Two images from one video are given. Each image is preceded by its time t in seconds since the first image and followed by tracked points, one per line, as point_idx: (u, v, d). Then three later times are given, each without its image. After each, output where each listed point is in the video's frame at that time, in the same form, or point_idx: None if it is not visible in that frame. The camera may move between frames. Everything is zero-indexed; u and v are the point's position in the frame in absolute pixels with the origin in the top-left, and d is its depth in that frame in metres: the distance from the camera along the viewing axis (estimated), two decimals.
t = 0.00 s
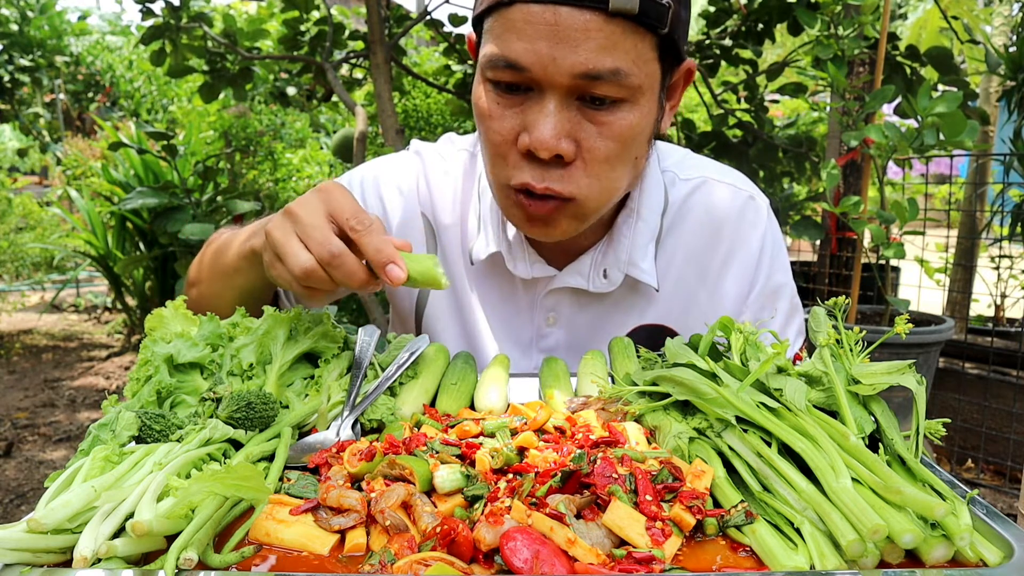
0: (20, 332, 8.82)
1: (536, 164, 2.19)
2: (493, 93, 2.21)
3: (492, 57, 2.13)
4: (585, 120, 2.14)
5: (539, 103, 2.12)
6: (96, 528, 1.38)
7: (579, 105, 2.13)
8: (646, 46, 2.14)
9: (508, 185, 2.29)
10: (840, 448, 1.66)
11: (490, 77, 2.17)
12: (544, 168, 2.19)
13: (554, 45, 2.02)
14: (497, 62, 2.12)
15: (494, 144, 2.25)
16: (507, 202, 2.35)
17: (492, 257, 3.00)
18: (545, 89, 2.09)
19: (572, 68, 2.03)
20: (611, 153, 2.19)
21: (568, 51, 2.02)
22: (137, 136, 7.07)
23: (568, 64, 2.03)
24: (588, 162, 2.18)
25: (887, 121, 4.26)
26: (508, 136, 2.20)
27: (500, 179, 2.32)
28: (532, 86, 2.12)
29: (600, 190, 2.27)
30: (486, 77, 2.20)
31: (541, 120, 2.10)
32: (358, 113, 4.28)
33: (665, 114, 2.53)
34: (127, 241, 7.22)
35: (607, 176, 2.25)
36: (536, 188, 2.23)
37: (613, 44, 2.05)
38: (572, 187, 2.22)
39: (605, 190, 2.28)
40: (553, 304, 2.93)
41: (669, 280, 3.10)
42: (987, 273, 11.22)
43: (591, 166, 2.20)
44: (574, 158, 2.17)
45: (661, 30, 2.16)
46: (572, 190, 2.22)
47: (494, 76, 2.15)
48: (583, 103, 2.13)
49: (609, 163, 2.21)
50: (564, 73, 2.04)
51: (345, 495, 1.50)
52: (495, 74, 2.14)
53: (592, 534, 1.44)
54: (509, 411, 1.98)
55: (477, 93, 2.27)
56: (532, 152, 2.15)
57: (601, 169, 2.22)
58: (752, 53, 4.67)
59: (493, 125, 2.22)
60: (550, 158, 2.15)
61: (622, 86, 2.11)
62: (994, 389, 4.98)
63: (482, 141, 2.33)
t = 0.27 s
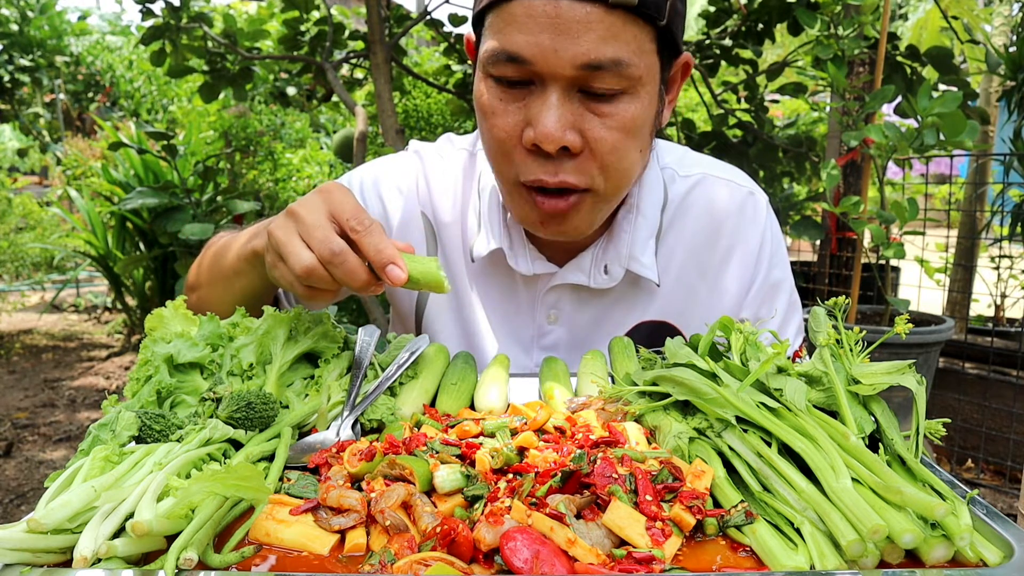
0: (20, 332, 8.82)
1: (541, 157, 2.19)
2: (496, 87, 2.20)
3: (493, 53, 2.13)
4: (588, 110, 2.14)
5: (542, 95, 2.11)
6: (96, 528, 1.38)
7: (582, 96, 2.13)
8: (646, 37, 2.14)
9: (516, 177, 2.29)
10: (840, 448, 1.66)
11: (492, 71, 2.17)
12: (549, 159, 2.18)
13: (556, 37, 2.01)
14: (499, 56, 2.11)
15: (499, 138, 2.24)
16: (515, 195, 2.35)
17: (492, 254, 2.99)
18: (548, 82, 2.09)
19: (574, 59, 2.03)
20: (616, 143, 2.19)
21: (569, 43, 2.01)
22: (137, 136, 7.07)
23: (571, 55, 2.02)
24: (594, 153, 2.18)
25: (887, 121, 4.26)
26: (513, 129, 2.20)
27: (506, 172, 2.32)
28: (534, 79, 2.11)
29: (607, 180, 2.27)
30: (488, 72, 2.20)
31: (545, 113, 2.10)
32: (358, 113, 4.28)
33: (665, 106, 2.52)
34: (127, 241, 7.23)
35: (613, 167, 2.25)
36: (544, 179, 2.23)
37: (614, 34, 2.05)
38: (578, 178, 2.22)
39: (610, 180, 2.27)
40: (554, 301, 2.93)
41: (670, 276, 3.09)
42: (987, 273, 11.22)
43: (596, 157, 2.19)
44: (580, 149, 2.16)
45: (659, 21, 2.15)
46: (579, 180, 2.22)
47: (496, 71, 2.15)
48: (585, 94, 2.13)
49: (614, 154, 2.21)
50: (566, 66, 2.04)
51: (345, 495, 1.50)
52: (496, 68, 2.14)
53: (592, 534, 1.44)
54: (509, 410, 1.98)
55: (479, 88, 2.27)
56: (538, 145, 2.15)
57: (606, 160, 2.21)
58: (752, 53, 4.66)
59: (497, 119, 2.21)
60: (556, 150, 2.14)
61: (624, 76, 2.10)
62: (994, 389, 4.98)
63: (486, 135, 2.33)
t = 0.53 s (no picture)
0: (20, 332, 8.82)
1: (544, 150, 2.18)
2: (498, 80, 2.20)
3: (495, 45, 2.13)
4: (591, 101, 2.14)
5: (545, 86, 2.11)
6: (96, 528, 1.38)
7: (585, 88, 2.13)
8: (647, 26, 2.16)
9: (516, 173, 2.27)
10: (840, 447, 1.65)
11: (494, 65, 2.17)
12: (552, 152, 2.17)
13: (559, 26, 2.03)
14: (501, 48, 2.11)
15: (500, 133, 2.23)
16: (515, 192, 2.33)
17: (490, 257, 2.98)
18: (551, 72, 2.09)
19: (578, 47, 2.03)
20: (618, 135, 2.19)
21: (573, 31, 2.02)
22: (137, 136, 7.07)
23: (574, 43, 2.03)
24: (597, 145, 2.18)
25: (887, 121, 4.26)
26: (515, 123, 2.19)
27: (506, 169, 2.30)
28: (537, 70, 2.11)
29: (609, 174, 2.26)
30: (489, 66, 2.19)
31: (549, 104, 2.10)
32: (358, 114, 4.28)
33: (665, 103, 2.53)
34: (127, 241, 7.23)
35: (616, 160, 2.24)
36: (545, 172, 2.21)
37: (617, 21, 2.07)
38: (581, 171, 2.21)
39: (613, 174, 2.26)
40: (553, 305, 2.93)
41: (669, 279, 3.08)
42: (987, 273, 11.23)
43: (599, 149, 2.18)
44: (583, 141, 2.15)
45: (660, 12, 2.17)
46: (581, 174, 2.21)
47: (498, 63, 2.15)
48: (588, 85, 2.13)
49: (616, 146, 2.21)
50: (570, 54, 2.04)
51: (345, 495, 1.50)
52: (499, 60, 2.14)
53: (592, 534, 1.44)
54: (509, 411, 1.98)
55: (479, 84, 2.26)
56: (540, 138, 2.14)
57: (609, 152, 2.21)
58: (752, 53, 4.66)
59: (499, 113, 2.20)
60: (559, 142, 2.14)
61: (627, 63, 2.12)
62: (994, 389, 4.98)
63: (486, 132, 2.31)
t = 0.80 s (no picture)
0: (20, 332, 8.81)
1: (543, 155, 2.18)
2: (500, 83, 2.19)
3: (498, 47, 2.12)
4: (591, 108, 2.13)
5: (546, 91, 2.11)
6: (96, 528, 1.38)
7: (586, 94, 2.13)
8: (651, 32, 2.16)
9: (515, 177, 2.27)
10: (840, 447, 1.65)
11: (497, 68, 2.16)
12: (551, 157, 2.17)
13: (562, 31, 2.02)
14: (504, 52, 2.11)
15: (500, 136, 2.23)
16: (513, 195, 2.33)
17: (491, 260, 2.96)
18: (553, 77, 2.09)
19: (580, 53, 2.03)
20: (618, 143, 2.18)
21: (576, 37, 2.02)
22: (137, 136, 7.07)
23: (577, 49, 2.02)
24: (596, 152, 2.17)
25: (887, 121, 4.25)
26: (515, 127, 2.18)
27: (506, 172, 2.30)
28: (539, 75, 2.11)
29: (607, 181, 2.25)
30: (492, 68, 2.19)
31: (550, 109, 2.09)
32: (358, 114, 4.28)
33: (668, 109, 2.53)
34: (127, 241, 7.23)
35: (614, 166, 2.24)
36: (543, 177, 2.21)
37: (620, 28, 2.06)
38: (579, 177, 2.20)
39: (611, 181, 2.26)
40: (554, 308, 2.93)
41: (670, 281, 3.08)
42: (988, 273, 11.23)
43: (598, 156, 2.18)
44: (582, 148, 2.15)
45: (665, 17, 2.18)
46: (579, 180, 2.21)
47: (501, 66, 2.14)
48: (590, 92, 2.13)
49: (615, 154, 2.20)
50: (572, 59, 2.04)
51: (345, 495, 1.50)
52: (501, 63, 2.13)
53: (592, 534, 1.44)
54: (509, 411, 1.98)
55: (482, 86, 2.26)
56: (540, 143, 2.14)
57: (608, 159, 2.20)
58: (752, 53, 4.65)
59: (500, 117, 2.20)
60: (558, 147, 2.13)
61: (629, 70, 2.11)
62: (994, 389, 4.98)
63: (486, 134, 2.31)
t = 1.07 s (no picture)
0: (20, 332, 8.82)
1: (546, 151, 2.19)
2: (506, 81, 2.20)
3: (505, 46, 2.12)
4: (595, 108, 2.14)
5: (551, 90, 2.11)
6: (96, 528, 1.38)
7: (590, 94, 2.13)
8: (658, 35, 2.14)
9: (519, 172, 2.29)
10: (840, 448, 1.66)
11: (503, 66, 2.17)
12: (554, 155, 2.19)
13: (567, 33, 2.02)
14: (510, 50, 2.11)
15: (506, 132, 2.24)
16: (518, 190, 2.35)
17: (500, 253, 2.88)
18: (557, 77, 2.09)
19: (584, 56, 2.03)
20: (621, 143, 2.18)
21: (580, 39, 2.01)
22: (137, 136, 7.07)
23: (581, 51, 2.02)
24: (599, 151, 2.18)
25: (887, 121, 4.25)
26: (520, 124, 2.19)
27: (511, 168, 2.32)
28: (544, 74, 2.11)
29: (610, 180, 2.26)
30: (499, 66, 2.20)
31: (553, 108, 2.10)
32: (358, 113, 4.27)
33: (676, 111, 2.52)
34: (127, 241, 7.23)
35: (618, 166, 2.24)
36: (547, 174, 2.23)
37: (626, 31, 2.05)
38: (581, 176, 2.22)
39: (614, 179, 2.27)
40: (561, 303, 2.90)
41: (675, 277, 3.06)
42: (988, 273, 11.23)
43: (601, 156, 2.19)
44: (585, 147, 2.16)
45: (673, 21, 2.16)
46: (581, 177, 2.22)
47: (507, 65, 2.15)
48: (595, 92, 2.13)
49: (619, 154, 2.20)
50: (576, 61, 2.04)
51: (345, 495, 1.49)
52: (508, 62, 2.13)
53: (592, 534, 1.44)
54: (509, 410, 1.98)
55: (489, 82, 2.27)
56: (544, 140, 2.15)
57: (611, 158, 2.21)
58: (752, 53, 4.65)
59: (505, 113, 2.21)
60: (561, 145, 2.14)
61: (633, 74, 2.10)
62: (994, 389, 4.98)
63: (492, 129, 2.33)
